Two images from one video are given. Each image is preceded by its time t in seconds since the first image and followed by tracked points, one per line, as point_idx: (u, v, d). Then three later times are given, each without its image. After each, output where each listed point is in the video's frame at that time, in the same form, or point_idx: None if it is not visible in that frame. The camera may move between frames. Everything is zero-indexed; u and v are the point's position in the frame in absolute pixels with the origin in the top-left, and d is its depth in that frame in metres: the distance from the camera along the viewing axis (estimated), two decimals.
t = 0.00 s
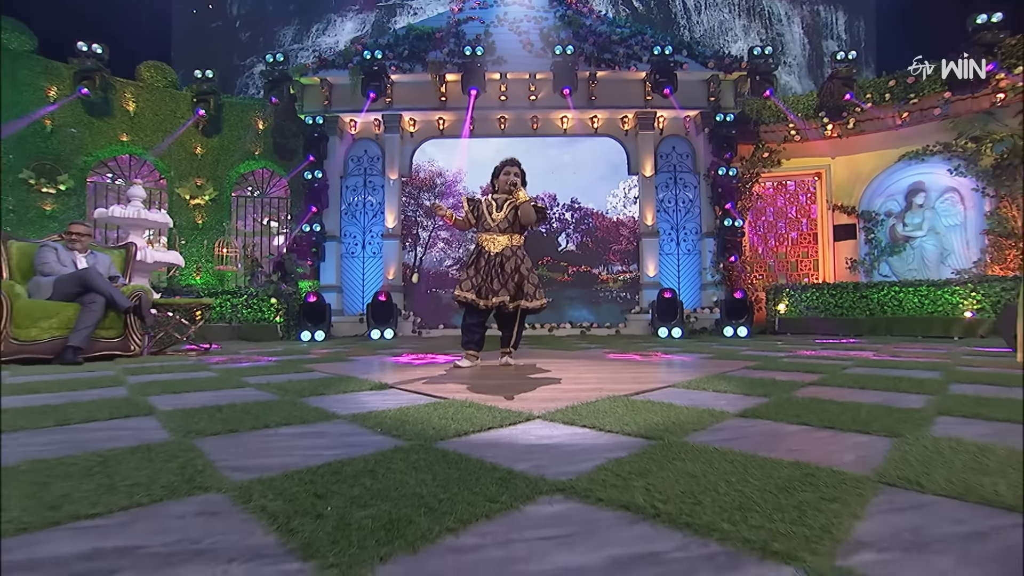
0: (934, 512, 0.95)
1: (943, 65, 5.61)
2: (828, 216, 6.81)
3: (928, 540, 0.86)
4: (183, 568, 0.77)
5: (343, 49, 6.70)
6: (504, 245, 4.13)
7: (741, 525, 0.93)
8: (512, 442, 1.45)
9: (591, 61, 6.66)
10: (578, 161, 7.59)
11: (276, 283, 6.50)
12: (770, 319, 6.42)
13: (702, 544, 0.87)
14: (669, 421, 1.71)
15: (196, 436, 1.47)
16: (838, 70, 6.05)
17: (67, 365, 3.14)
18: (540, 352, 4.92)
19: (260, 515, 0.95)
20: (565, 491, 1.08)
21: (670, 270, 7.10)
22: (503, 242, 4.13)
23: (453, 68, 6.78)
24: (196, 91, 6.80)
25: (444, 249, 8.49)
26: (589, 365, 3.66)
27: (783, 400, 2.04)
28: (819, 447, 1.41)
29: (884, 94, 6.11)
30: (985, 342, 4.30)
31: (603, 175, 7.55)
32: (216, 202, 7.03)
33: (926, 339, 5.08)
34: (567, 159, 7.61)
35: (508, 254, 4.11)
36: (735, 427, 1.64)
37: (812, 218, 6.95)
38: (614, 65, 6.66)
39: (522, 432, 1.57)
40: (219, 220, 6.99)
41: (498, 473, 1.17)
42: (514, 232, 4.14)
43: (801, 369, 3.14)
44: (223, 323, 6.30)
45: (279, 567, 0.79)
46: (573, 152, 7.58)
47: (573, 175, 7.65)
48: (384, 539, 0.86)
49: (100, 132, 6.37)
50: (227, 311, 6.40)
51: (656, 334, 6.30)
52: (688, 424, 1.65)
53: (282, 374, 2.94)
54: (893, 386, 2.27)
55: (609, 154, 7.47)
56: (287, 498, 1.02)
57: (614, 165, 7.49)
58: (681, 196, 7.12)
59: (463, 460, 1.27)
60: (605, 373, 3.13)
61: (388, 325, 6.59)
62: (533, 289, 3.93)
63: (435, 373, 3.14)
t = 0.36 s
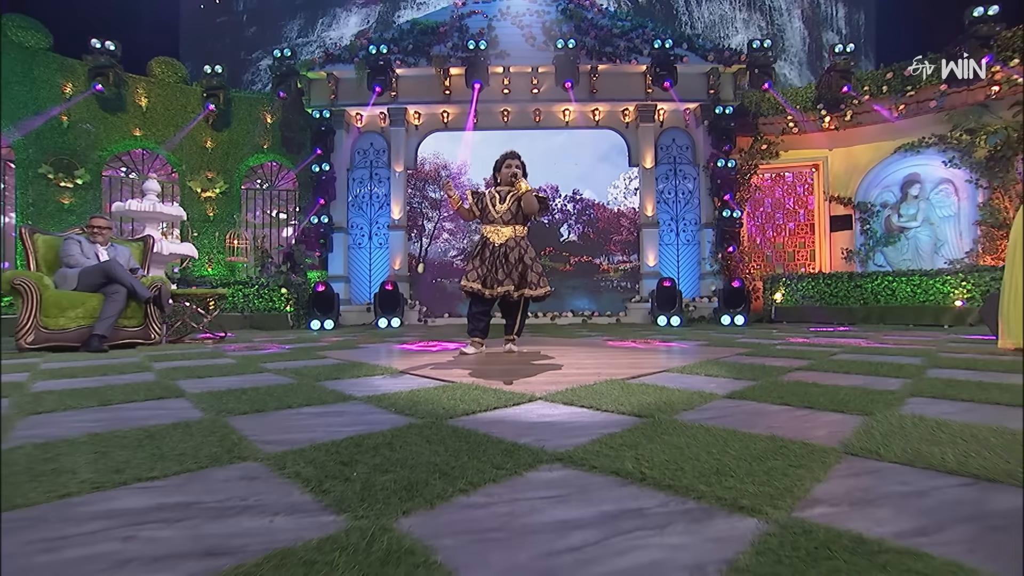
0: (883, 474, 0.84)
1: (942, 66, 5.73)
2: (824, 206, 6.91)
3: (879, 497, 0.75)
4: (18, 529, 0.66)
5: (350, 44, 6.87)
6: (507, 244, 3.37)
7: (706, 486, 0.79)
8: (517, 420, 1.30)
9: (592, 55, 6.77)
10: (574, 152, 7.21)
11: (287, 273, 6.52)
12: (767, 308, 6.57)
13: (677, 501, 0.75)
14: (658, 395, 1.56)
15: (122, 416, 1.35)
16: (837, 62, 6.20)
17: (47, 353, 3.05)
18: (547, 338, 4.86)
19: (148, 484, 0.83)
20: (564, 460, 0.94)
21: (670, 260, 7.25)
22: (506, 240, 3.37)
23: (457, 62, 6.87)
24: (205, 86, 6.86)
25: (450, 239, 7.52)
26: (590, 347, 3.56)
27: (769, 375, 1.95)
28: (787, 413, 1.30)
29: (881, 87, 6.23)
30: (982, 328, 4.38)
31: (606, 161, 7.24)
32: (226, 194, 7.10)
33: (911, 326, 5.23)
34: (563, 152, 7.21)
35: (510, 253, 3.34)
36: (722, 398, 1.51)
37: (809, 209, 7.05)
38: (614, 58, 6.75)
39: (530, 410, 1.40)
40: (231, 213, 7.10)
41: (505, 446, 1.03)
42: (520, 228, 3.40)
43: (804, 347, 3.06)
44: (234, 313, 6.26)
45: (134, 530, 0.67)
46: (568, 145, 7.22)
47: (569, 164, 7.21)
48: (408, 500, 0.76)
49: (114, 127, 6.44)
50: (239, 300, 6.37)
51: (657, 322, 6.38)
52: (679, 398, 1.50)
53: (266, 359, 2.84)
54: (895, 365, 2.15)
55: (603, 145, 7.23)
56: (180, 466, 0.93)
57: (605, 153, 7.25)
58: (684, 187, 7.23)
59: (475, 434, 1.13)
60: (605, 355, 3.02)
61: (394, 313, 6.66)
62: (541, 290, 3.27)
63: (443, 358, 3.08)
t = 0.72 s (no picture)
0: (852, 448, 0.93)
1: (943, 66, 5.83)
2: (827, 196, 6.89)
3: (844, 466, 0.84)
4: (93, 490, 0.77)
5: (354, 36, 6.95)
6: (510, 236, 3.41)
7: (690, 457, 0.89)
8: (522, 402, 1.40)
9: (595, 46, 6.80)
10: (574, 142, 7.25)
11: (294, 263, 6.57)
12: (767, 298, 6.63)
13: (665, 469, 0.84)
14: (655, 380, 1.66)
15: (156, 399, 1.46)
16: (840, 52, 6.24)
17: (68, 343, 3.15)
18: (550, 327, 4.95)
19: (193, 457, 0.94)
20: (565, 436, 1.04)
21: (672, 250, 7.29)
22: (509, 232, 3.41)
23: (460, 53, 6.90)
24: (212, 78, 6.93)
25: (454, 229, 7.55)
26: (593, 336, 3.65)
27: (763, 362, 2.04)
28: (773, 396, 1.39)
29: (885, 76, 6.26)
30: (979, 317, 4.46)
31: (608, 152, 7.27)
32: (234, 186, 7.19)
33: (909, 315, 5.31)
34: (562, 143, 7.26)
35: (514, 245, 3.39)
36: (715, 383, 1.61)
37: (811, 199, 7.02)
38: (617, 49, 6.77)
39: (534, 393, 1.51)
40: (239, 205, 7.19)
41: (512, 424, 1.13)
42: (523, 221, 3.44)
43: (800, 336, 3.14)
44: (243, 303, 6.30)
45: (191, 492, 0.78)
46: (569, 137, 7.26)
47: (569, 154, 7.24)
48: (427, 469, 0.86)
49: (123, 121, 6.48)
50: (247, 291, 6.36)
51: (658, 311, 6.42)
52: (674, 382, 1.60)
53: (280, 347, 2.94)
54: (885, 353, 2.25)
55: (602, 137, 7.26)
56: (218, 441, 1.03)
57: (604, 139, 7.28)
58: (687, 177, 7.27)
59: (483, 415, 1.23)
60: (607, 343, 3.11)
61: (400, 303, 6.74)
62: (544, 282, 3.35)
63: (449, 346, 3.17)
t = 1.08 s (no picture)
0: (824, 431, 1.03)
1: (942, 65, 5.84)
2: (828, 189, 6.96)
3: (812, 445, 0.95)
4: (150, 466, 0.88)
5: (358, 31, 6.96)
6: (515, 232, 3.49)
7: (676, 438, 0.99)
8: (526, 390, 1.51)
9: (597, 41, 6.82)
10: (577, 136, 7.34)
11: (302, 258, 6.68)
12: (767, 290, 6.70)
13: (652, 448, 0.95)
14: (650, 369, 1.77)
15: (187, 388, 1.58)
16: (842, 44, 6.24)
17: (90, 336, 3.29)
18: (554, 319, 5.05)
19: (231, 439, 1.05)
20: (565, 420, 1.15)
21: (674, 243, 7.36)
22: (513, 228, 3.49)
23: (464, 47, 6.94)
24: (219, 75, 7.00)
25: (459, 223, 7.62)
26: (595, 328, 3.75)
27: (756, 353, 2.14)
28: (761, 385, 1.50)
29: (887, 69, 6.22)
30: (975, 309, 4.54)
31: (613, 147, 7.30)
32: (241, 181, 7.28)
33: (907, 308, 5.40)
34: (565, 136, 7.33)
35: (518, 241, 3.48)
36: (707, 372, 1.71)
37: (812, 192, 7.11)
38: (619, 43, 6.75)
39: (537, 382, 1.62)
40: (246, 200, 7.28)
41: (516, 410, 1.24)
42: (527, 217, 3.52)
43: (796, 328, 3.24)
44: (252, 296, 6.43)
45: (237, 467, 0.89)
46: (572, 131, 7.35)
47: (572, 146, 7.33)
48: (441, 448, 0.97)
49: (132, 118, 6.59)
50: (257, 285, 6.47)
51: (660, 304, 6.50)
52: (668, 372, 1.70)
53: (294, 339, 3.06)
54: (875, 344, 2.35)
55: (603, 131, 7.31)
56: (251, 425, 1.15)
57: (606, 132, 7.32)
58: (689, 171, 7.33)
59: (490, 401, 1.34)
60: (608, 335, 3.21)
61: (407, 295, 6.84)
62: (548, 276, 3.44)
63: (454, 338, 3.29)
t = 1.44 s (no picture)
0: (800, 423, 1.14)
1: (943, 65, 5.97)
2: (829, 186, 7.00)
3: (787, 435, 1.06)
4: (199, 455, 1.00)
5: (363, 32, 7.00)
6: (519, 233, 3.57)
7: (665, 430, 1.10)
8: (530, 387, 1.62)
9: (600, 40, 6.86)
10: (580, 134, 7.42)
11: (309, 256, 6.78)
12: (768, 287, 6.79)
13: (643, 439, 1.06)
14: (647, 366, 1.88)
15: (215, 385, 1.70)
16: (843, 42, 6.26)
17: (111, 334, 3.42)
18: (557, 316, 5.16)
19: (264, 431, 1.17)
20: (566, 414, 1.26)
21: (676, 240, 7.43)
22: (518, 230, 3.57)
23: (468, 47, 7.02)
24: (226, 76, 7.09)
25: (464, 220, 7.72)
26: (597, 325, 3.85)
27: (749, 350, 2.25)
28: (749, 382, 1.60)
29: (889, 66, 6.27)
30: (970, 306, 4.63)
31: (615, 145, 7.41)
32: (250, 180, 7.37)
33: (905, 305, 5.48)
34: (569, 134, 7.44)
35: (522, 242, 3.56)
36: (700, 369, 1.81)
37: (814, 189, 7.14)
38: (621, 41, 6.79)
39: (540, 379, 1.73)
40: (254, 199, 7.36)
41: (521, 405, 1.35)
42: (531, 218, 3.60)
43: (792, 325, 3.33)
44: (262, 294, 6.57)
45: (274, 455, 1.01)
46: (577, 130, 7.43)
47: (576, 143, 7.43)
48: (455, 439, 1.08)
49: (143, 118, 6.71)
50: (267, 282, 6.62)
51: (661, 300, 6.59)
52: (663, 369, 1.81)
53: (307, 337, 3.17)
54: (865, 341, 2.45)
55: (604, 130, 7.42)
56: (280, 419, 1.27)
57: (607, 130, 7.41)
58: (691, 168, 7.38)
59: (497, 397, 1.45)
60: (609, 332, 3.32)
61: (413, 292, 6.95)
62: (551, 275, 3.52)
63: (460, 335, 3.40)
